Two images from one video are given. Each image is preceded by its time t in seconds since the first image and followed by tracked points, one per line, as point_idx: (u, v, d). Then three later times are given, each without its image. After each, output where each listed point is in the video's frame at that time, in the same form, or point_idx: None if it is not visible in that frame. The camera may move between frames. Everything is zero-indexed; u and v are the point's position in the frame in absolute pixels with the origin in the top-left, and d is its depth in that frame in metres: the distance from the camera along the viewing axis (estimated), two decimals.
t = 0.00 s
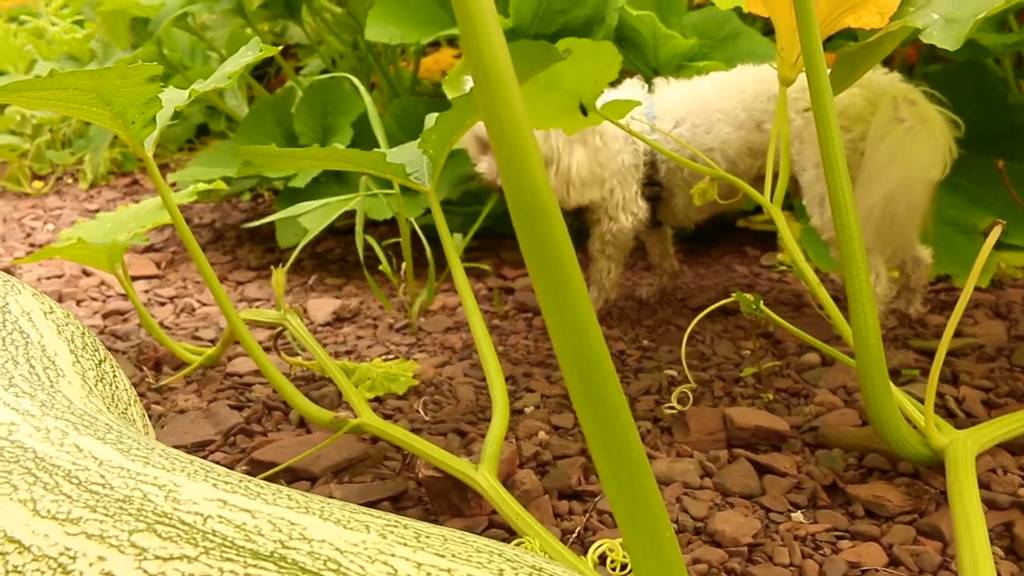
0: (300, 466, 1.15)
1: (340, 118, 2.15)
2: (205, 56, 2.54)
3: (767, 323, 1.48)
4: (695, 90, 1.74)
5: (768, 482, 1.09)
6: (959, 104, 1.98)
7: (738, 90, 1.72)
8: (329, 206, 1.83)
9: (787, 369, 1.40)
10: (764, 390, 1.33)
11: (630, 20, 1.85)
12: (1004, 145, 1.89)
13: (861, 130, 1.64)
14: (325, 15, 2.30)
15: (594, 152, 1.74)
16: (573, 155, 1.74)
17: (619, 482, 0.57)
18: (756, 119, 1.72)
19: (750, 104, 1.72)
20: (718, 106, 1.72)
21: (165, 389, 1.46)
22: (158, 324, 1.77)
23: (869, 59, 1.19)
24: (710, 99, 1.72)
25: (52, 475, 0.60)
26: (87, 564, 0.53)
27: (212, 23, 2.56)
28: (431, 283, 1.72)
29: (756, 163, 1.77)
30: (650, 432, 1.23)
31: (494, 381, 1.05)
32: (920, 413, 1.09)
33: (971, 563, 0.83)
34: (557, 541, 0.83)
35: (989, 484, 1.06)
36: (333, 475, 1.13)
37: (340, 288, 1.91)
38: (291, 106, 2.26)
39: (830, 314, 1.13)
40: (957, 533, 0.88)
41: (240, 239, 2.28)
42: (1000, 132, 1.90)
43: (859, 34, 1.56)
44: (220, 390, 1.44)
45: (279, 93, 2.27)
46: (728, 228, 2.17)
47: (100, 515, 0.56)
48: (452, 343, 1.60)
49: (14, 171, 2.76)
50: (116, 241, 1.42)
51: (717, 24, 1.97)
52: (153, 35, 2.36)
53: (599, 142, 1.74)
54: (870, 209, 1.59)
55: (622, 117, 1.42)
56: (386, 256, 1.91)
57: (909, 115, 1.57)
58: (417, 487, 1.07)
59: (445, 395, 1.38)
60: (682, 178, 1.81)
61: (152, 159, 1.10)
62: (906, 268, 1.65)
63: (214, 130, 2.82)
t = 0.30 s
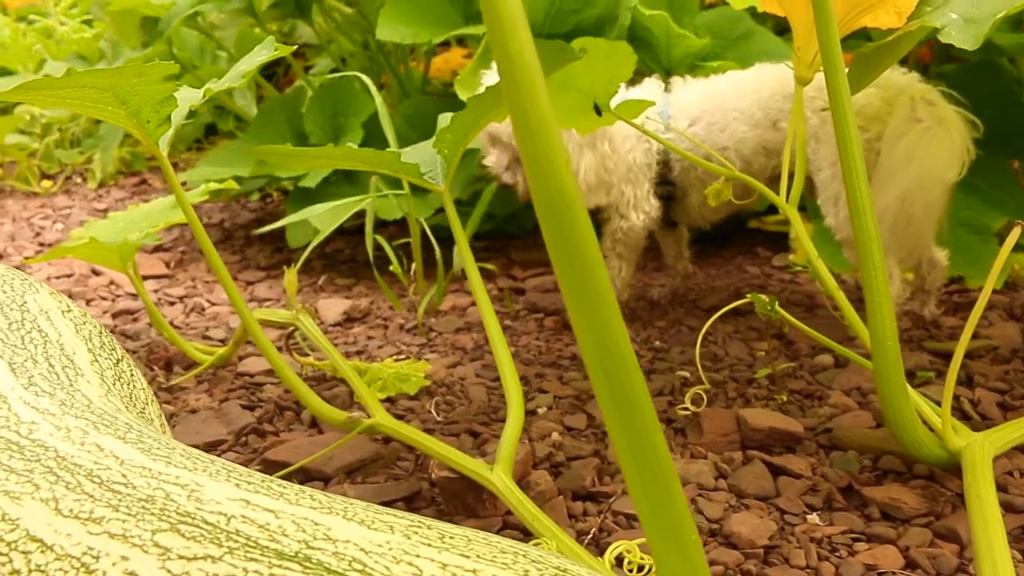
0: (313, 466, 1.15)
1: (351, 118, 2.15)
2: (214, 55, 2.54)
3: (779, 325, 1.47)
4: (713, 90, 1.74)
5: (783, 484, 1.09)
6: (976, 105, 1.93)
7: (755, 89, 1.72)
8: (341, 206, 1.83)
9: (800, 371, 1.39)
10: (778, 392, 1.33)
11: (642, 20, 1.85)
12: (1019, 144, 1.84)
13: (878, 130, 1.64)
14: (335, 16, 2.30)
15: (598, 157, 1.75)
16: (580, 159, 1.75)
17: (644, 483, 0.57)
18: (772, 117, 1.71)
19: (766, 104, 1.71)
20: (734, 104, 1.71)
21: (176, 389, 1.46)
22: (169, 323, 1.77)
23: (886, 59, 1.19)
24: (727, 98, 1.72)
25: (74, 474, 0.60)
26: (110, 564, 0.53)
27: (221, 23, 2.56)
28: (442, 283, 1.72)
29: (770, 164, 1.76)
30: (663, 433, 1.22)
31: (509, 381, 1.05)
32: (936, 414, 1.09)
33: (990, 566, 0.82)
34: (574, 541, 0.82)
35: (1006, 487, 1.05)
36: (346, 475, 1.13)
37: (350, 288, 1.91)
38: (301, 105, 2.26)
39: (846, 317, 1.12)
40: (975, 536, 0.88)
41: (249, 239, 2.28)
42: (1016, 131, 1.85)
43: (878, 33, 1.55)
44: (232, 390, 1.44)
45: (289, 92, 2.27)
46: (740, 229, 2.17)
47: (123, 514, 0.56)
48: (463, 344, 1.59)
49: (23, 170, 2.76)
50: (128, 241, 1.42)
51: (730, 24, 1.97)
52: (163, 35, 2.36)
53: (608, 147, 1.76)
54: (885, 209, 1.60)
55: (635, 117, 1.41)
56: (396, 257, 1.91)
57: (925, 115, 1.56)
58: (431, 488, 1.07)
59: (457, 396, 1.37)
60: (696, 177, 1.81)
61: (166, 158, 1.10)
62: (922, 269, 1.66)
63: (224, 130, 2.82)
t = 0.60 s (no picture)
0: (327, 465, 1.14)
1: (360, 118, 2.14)
2: (221, 54, 2.53)
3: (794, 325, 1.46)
4: (727, 89, 1.74)
5: (802, 484, 1.08)
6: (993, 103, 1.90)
7: (771, 89, 1.70)
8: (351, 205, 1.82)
9: (815, 370, 1.38)
10: (793, 391, 1.32)
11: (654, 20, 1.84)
12: None
13: (898, 128, 1.62)
14: (343, 15, 2.29)
15: (616, 161, 1.77)
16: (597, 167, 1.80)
17: (679, 480, 0.56)
18: (791, 118, 1.70)
19: (785, 104, 1.69)
20: (751, 104, 1.70)
21: (186, 387, 1.45)
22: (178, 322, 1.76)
23: (905, 57, 1.18)
24: (742, 97, 1.71)
25: (100, 470, 0.60)
26: (139, 562, 0.52)
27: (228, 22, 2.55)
28: (452, 282, 1.71)
29: (790, 162, 1.75)
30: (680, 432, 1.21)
31: (526, 379, 1.04)
32: (957, 415, 1.08)
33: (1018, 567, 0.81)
34: (596, 540, 0.81)
35: None
36: (361, 474, 1.12)
37: (359, 287, 1.90)
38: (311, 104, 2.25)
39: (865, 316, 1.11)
40: (1001, 536, 0.87)
41: (256, 237, 2.28)
42: None
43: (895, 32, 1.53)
44: (242, 389, 1.43)
45: (298, 90, 2.26)
46: (750, 229, 2.15)
47: (150, 511, 0.55)
48: (474, 342, 1.59)
49: (30, 169, 2.75)
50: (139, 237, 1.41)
51: (740, 24, 1.94)
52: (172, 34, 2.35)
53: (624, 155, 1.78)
54: (907, 208, 1.60)
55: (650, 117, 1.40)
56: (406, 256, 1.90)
57: (945, 114, 1.54)
58: (447, 488, 1.06)
59: (470, 394, 1.36)
60: (710, 177, 1.79)
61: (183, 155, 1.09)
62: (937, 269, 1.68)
63: (231, 129, 2.82)
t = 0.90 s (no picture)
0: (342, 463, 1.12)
1: (371, 114, 2.13)
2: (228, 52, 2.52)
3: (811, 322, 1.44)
4: (744, 85, 1.72)
5: (827, 482, 1.06)
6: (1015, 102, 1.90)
7: (789, 86, 1.69)
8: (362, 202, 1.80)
9: (835, 368, 1.37)
10: (814, 389, 1.30)
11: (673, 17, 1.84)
12: None
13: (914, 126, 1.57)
14: (354, 13, 2.28)
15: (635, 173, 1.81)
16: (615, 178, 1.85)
17: (731, 484, 0.54)
18: (808, 116, 1.68)
19: (802, 101, 1.68)
20: (768, 101, 1.68)
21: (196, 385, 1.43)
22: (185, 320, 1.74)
23: (935, 50, 1.16)
24: (759, 94, 1.69)
25: (127, 464, 0.59)
26: (172, 557, 0.51)
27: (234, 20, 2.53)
28: (465, 280, 1.69)
29: (805, 160, 1.73)
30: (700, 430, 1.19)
31: (548, 377, 1.02)
32: (987, 414, 1.07)
33: None
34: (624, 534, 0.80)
35: None
36: (377, 472, 1.11)
37: (369, 285, 1.88)
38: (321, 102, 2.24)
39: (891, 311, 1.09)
40: None
41: (262, 236, 2.26)
42: None
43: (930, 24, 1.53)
44: (253, 386, 1.41)
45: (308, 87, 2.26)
46: (764, 228, 2.14)
47: (183, 506, 0.55)
48: (487, 341, 1.57)
49: (32, 167, 2.73)
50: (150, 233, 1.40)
51: (761, 21, 1.96)
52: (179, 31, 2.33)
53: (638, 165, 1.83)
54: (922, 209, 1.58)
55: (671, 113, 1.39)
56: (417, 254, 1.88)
57: (965, 113, 1.53)
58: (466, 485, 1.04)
59: (485, 392, 1.35)
60: (726, 174, 1.78)
61: (200, 148, 1.08)
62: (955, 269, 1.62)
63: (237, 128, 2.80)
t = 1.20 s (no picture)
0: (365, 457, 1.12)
1: (387, 109, 2.13)
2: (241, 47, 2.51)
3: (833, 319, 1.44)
4: (765, 77, 1.73)
5: (853, 479, 1.05)
6: None
7: (811, 79, 1.69)
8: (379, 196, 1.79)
9: (857, 365, 1.36)
10: (836, 386, 1.30)
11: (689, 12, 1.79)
12: None
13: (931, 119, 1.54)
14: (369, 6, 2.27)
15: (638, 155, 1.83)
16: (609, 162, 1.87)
17: (779, 475, 0.52)
18: (830, 110, 1.68)
19: (824, 94, 1.68)
20: (791, 94, 1.69)
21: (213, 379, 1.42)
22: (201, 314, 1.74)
23: (963, 42, 1.15)
24: (782, 87, 1.69)
25: (167, 452, 0.58)
26: (215, 547, 0.51)
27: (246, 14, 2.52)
28: (482, 275, 1.69)
29: (829, 154, 1.74)
30: (724, 426, 1.18)
31: (575, 371, 1.01)
32: (1015, 412, 1.06)
33: None
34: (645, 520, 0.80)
35: None
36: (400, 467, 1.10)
37: (384, 280, 1.88)
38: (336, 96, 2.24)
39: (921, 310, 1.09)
40: None
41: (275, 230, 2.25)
42: None
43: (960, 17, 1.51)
44: (272, 380, 1.40)
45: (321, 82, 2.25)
46: (780, 224, 2.13)
47: (225, 495, 0.54)
48: (505, 336, 1.56)
49: (44, 161, 2.72)
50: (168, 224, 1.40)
51: (777, 16, 1.93)
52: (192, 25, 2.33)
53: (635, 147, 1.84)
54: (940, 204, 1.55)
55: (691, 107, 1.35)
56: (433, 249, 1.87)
57: (982, 107, 1.52)
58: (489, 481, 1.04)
59: (506, 387, 1.34)
60: (753, 169, 1.78)
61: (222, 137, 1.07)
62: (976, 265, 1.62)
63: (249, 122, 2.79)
